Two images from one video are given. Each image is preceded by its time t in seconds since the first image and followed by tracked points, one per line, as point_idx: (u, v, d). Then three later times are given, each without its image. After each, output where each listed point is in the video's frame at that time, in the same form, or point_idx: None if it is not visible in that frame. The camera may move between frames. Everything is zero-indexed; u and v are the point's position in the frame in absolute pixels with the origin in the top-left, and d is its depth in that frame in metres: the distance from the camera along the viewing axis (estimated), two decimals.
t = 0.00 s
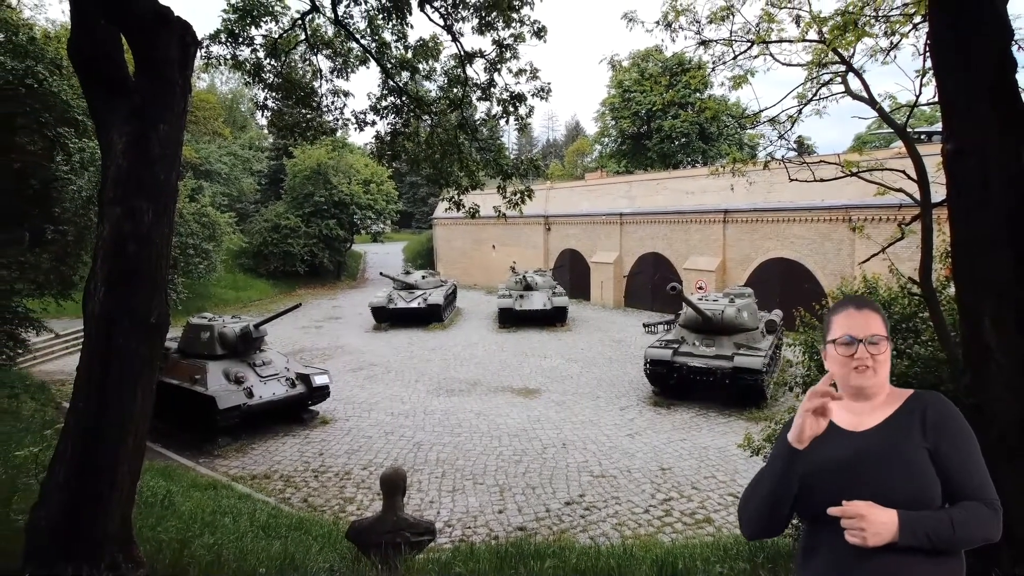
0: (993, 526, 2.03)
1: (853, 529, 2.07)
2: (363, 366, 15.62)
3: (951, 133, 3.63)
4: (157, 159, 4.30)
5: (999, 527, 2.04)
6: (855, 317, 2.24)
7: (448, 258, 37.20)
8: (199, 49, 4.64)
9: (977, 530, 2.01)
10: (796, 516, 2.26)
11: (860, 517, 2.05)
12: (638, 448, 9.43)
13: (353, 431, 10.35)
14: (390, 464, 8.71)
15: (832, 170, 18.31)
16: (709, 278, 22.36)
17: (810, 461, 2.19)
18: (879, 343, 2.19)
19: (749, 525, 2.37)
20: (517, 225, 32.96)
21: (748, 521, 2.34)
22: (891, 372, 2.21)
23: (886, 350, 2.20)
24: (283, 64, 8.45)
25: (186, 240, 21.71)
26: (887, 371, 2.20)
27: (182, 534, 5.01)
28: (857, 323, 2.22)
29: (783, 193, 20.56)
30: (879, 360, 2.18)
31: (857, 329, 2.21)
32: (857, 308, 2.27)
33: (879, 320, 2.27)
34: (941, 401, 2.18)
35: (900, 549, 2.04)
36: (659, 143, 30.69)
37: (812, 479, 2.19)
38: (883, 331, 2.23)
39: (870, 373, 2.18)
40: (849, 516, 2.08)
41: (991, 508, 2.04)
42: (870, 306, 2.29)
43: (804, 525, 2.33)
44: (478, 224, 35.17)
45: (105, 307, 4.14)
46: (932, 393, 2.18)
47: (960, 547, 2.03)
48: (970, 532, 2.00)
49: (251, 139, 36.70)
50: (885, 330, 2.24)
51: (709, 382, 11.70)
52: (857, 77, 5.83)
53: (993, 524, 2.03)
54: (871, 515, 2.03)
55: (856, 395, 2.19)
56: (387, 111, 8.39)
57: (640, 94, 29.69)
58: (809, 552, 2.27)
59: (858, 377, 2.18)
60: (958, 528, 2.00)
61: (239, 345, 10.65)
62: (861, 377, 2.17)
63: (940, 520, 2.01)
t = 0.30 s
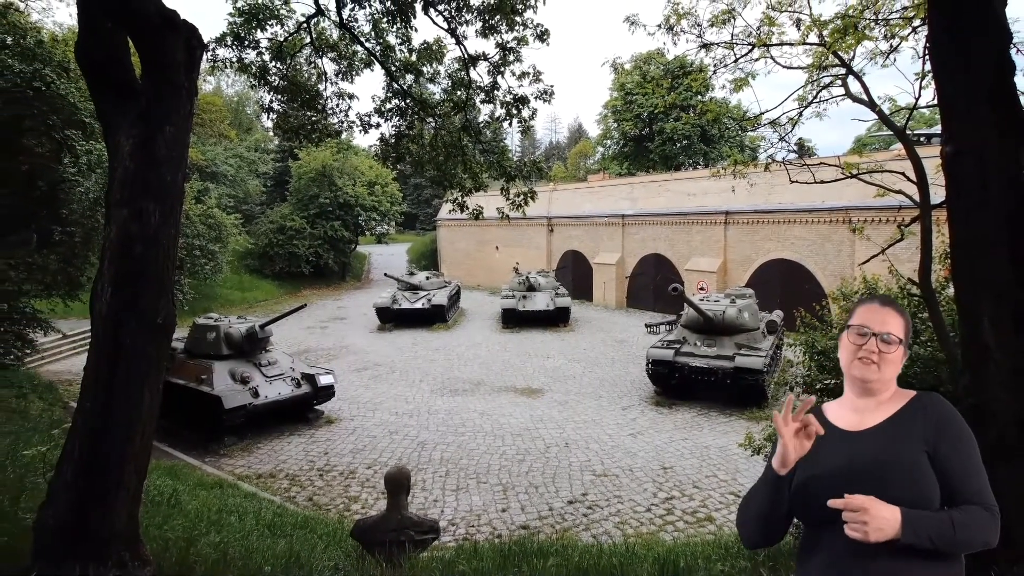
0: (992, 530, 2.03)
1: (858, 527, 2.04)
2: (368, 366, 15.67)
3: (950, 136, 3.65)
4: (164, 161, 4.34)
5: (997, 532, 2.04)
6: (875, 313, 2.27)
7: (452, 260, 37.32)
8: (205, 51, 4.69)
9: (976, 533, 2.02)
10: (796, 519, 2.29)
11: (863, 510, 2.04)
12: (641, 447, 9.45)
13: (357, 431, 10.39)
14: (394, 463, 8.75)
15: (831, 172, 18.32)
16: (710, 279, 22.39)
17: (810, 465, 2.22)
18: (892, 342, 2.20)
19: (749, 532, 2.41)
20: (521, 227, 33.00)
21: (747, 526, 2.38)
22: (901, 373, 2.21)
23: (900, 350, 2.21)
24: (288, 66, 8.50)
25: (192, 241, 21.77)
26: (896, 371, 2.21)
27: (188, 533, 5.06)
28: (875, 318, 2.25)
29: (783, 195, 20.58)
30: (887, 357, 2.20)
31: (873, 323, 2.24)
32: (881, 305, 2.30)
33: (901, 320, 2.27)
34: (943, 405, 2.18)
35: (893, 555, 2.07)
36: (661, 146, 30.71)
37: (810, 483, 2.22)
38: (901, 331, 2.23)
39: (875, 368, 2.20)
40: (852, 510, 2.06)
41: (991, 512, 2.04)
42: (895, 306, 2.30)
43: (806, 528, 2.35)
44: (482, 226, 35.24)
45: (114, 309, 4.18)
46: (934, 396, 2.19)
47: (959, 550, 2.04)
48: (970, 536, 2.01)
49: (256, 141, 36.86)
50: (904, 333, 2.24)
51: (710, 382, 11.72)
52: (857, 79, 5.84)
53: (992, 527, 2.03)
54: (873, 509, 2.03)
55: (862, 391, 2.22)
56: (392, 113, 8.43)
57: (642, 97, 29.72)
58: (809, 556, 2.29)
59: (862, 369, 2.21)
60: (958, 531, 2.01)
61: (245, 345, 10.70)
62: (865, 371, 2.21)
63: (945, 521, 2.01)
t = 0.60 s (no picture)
0: (991, 532, 1.97)
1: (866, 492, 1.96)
2: (372, 366, 15.73)
3: (948, 138, 3.67)
4: (170, 162, 4.38)
5: (996, 535, 1.98)
6: (879, 312, 2.27)
7: (456, 261, 37.43)
8: (210, 55, 4.73)
9: (976, 532, 1.97)
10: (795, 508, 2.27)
11: (876, 475, 1.96)
12: (643, 446, 9.47)
13: (362, 430, 10.43)
14: (398, 462, 8.79)
15: (831, 174, 18.32)
16: (711, 280, 22.42)
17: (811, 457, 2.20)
18: (896, 340, 2.19)
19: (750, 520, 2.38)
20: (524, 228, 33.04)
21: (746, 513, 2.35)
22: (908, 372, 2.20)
23: (905, 348, 2.20)
24: (294, 69, 8.56)
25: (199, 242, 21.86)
26: (903, 370, 2.19)
27: (194, 531, 5.10)
28: (878, 317, 2.25)
29: (784, 197, 20.58)
30: (892, 356, 2.20)
31: (877, 322, 2.24)
32: (883, 302, 2.30)
33: (906, 319, 2.25)
34: (950, 408, 2.15)
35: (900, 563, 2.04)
36: (663, 148, 30.70)
37: (810, 471, 2.20)
38: (905, 329, 2.22)
39: (879, 368, 2.20)
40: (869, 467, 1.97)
41: (990, 513, 1.99)
42: (899, 304, 2.29)
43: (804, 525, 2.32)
44: (485, 227, 35.31)
45: (121, 308, 4.22)
46: (942, 400, 2.17)
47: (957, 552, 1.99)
48: (968, 533, 1.95)
49: (262, 143, 37.01)
50: (909, 331, 2.23)
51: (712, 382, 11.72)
52: (857, 83, 5.85)
53: (991, 529, 1.98)
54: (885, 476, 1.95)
55: (869, 389, 2.21)
56: (396, 116, 8.47)
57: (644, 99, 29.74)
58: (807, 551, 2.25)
59: (867, 369, 2.21)
60: (959, 522, 1.95)
61: (251, 346, 10.75)
62: (870, 371, 2.20)
63: (945, 507, 1.97)
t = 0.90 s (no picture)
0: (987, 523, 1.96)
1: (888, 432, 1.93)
2: (378, 366, 15.79)
3: (948, 140, 3.69)
4: (176, 165, 4.42)
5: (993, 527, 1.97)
6: (867, 311, 2.23)
7: (460, 262, 37.52)
8: (217, 57, 4.77)
9: (976, 524, 1.95)
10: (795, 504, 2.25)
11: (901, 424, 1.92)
12: (645, 445, 9.49)
13: (366, 430, 10.47)
14: (402, 461, 8.82)
15: (830, 176, 18.33)
16: (712, 282, 22.37)
17: (814, 452, 2.17)
18: (883, 336, 2.15)
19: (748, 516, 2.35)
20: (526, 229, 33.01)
21: (742, 511, 2.34)
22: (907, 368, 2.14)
23: (900, 343, 2.15)
24: (299, 72, 8.61)
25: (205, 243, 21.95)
26: (901, 367, 2.14)
27: (200, 530, 5.14)
28: (867, 317, 2.21)
29: (784, 198, 20.59)
30: (883, 354, 2.14)
31: (866, 322, 2.20)
32: (870, 302, 2.27)
33: (897, 316, 2.22)
34: (949, 405, 2.17)
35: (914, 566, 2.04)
36: (665, 150, 30.70)
37: (812, 468, 2.17)
38: (896, 326, 2.18)
39: (877, 366, 2.15)
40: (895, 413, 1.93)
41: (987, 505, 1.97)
42: (888, 302, 2.26)
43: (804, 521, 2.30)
44: (488, 228, 35.37)
45: (128, 309, 4.26)
46: (943, 397, 2.18)
47: (958, 545, 1.97)
48: (969, 522, 1.93)
49: (268, 145, 37.16)
50: (901, 327, 2.20)
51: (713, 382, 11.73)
52: (856, 86, 5.87)
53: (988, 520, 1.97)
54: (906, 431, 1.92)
55: (867, 387, 2.16)
56: (400, 118, 8.50)
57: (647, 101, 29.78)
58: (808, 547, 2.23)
59: (866, 371, 2.16)
60: (958, 507, 1.92)
61: (256, 346, 10.80)
62: (868, 371, 2.16)
63: (948, 494, 1.93)
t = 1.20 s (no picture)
0: (989, 528, 1.95)
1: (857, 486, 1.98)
2: (378, 367, 15.80)
3: (947, 141, 3.70)
4: (177, 165, 4.42)
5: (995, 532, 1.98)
6: (863, 313, 2.23)
7: (461, 262, 37.52)
8: (219, 58, 4.77)
9: (977, 530, 1.95)
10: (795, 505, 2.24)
11: (862, 470, 1.97)
12: (646, 445, 9.50)
13: (367, 430, 10.48)
14: (403, 461, 8.82)
15: (830, 176, 18.32)
16: (713, 282, 22.38)
17: (814, 455, 2.16)
18: (883, 339, 2.15)
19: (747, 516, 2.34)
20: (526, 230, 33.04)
21: (741, 510, 2.30)
22: (902, 369, 2.17)
23: (897, 345, 2.17)
24: (301, 73, 8.62)
25: (206, 243, 21.97)
26: (896, 367, 2.16)
27: (202, 529, 5.15)
28: (863, 318, 2.22)
29: (785, 198, 20.57)
30: (883, 356, 2.15)
31: (862, 324, 2.20)
32: (867, 303, 2.27)
33: (892, 316, 2.23)
34: (947, 404, 2.16)
35: (915, 569, 2.04)
36: (665, 150, 30.68)
37: (814, 471, 2.16)
38: (893, 327, 2.19)
39: (871, 368, 2.17)
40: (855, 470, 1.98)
41: (989, 511, 1.98)
42: (882, 302, 2.27)
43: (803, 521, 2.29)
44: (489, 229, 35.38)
45: (129, 308, 4.28)
46: (939, 395, 2.17)
47: (958, 550, 1.97)
48: (968, 529, 1.93)
49: (269, 145, 37.17)
50: (897, 327, 2.21)
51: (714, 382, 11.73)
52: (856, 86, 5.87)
53: (989, 525, 1.96)
54: (871, 470, 1.96)
55: (865, 390, 2.17)
56: (401, 119, 8.51)
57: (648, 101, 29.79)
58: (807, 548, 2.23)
59: (862, 373, 2.17)
60: (957, 515, 1.93)
61: (258, 346, 10.80)
62: (864, 372, 2.17)
63: (941, 501, 1.94)
